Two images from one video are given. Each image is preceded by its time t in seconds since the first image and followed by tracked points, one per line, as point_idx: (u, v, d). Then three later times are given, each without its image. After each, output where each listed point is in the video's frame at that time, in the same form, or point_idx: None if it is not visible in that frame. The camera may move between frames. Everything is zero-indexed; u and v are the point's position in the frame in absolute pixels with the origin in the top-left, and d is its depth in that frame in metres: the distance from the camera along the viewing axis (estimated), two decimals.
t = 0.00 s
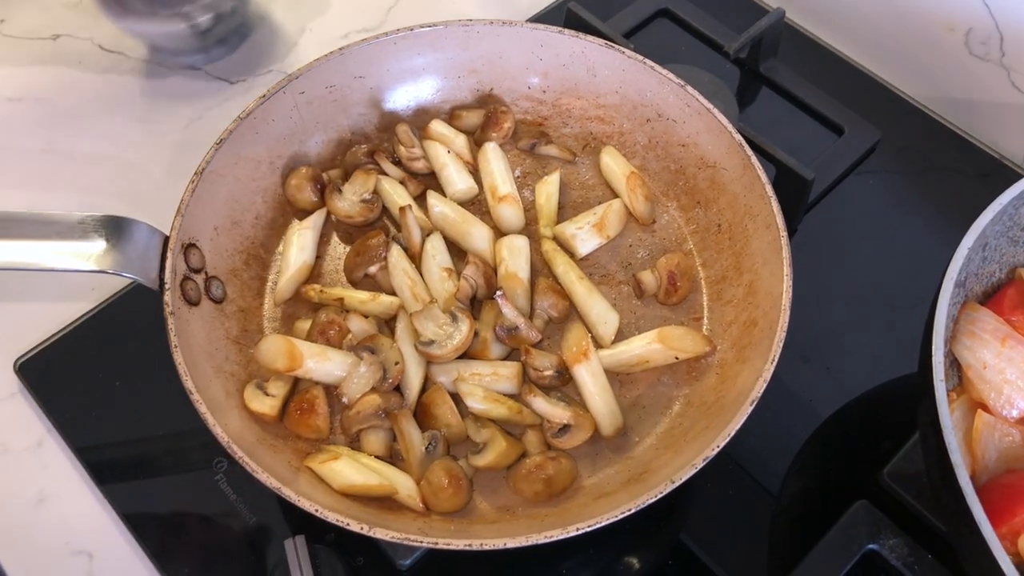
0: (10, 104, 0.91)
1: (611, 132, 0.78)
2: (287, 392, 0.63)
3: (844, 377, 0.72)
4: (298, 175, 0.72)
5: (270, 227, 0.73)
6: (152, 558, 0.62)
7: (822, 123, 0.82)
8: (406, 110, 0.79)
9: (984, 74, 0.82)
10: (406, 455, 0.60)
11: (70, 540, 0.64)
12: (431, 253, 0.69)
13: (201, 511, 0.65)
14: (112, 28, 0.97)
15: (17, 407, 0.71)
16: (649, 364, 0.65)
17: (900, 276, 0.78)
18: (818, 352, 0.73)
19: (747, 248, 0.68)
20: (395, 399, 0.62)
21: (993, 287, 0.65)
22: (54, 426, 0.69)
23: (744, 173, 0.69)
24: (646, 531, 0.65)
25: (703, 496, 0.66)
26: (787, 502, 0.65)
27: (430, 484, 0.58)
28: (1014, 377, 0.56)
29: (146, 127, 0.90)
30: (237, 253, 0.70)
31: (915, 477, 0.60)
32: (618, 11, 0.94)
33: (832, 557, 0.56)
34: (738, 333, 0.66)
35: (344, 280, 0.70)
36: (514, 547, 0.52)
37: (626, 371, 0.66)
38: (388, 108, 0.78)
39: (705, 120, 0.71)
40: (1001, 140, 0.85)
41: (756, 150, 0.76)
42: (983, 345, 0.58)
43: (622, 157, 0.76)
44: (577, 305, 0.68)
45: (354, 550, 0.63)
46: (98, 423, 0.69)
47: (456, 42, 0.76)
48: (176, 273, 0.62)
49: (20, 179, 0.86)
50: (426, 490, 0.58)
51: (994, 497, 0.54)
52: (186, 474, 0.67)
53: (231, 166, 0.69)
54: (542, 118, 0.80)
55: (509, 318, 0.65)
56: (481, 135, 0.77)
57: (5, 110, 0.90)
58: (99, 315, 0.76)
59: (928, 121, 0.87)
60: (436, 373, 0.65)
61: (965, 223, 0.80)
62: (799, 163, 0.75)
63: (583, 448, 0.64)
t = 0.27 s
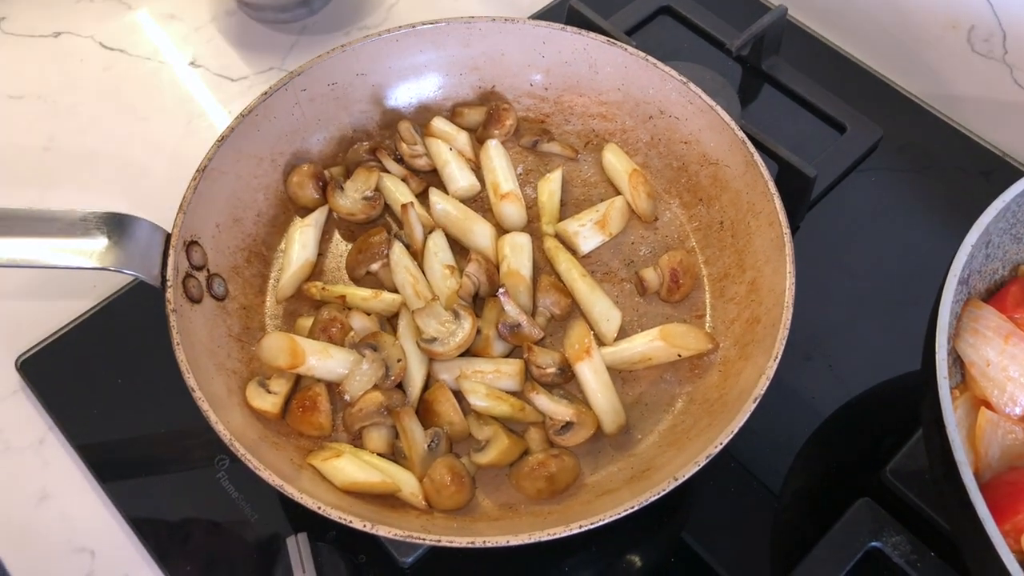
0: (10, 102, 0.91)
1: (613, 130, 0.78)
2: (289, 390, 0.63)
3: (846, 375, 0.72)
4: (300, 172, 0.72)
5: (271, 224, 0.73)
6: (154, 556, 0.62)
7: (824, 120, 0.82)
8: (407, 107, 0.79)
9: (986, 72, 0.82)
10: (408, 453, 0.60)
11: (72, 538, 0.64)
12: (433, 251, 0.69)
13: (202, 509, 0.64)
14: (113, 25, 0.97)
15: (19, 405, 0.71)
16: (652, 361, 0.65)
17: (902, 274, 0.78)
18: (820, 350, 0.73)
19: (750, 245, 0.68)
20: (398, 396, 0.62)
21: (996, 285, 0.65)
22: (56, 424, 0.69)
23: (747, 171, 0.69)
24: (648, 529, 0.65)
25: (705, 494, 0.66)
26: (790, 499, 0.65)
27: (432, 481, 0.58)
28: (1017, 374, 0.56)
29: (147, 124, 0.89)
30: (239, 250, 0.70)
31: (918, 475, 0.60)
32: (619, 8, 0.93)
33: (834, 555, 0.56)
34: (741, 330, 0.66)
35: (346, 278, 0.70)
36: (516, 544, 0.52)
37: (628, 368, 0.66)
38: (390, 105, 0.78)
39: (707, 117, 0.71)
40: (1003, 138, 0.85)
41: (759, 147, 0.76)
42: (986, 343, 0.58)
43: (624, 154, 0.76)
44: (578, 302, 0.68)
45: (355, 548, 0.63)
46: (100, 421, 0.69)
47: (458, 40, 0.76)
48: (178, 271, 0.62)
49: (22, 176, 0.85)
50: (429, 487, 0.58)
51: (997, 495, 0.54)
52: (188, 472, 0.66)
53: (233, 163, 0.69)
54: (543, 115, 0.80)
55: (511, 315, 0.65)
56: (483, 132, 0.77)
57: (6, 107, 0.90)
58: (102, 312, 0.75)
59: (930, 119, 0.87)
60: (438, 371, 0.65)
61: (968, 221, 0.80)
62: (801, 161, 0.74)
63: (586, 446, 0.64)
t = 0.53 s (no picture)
0: (10, 103, 0.91)
1: (612, 131, 0.78)
2: (288, 391, 0.63)
3: (844, 376, 0.72)
4: (299, 174, 0.72)
5: (271, 226, 0.73)
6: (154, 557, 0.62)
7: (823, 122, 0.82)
8: (407, 109, 0.79)
9: (984, 73, 0.82)
10: (407, 454, 0.60)
11: (72, 539, 0.64)
12: (432, 253, 0.69)
13: (203, 509, 0.65)
14: (112, 26, 0.97)
15: (19, 406, 0.71)
16: (650, 363, 0.65)
17: (900, 275, 0.78)
18: (818, 351, 0.74)
19: (748, 247, 0.69)
20: (396, 398, 0.62)
21: (993, 286, 0.65)
22: (57, 425, 0.69)
23: (745, 173, 0.69)
24: (646, 530, 0.66)
25: (703, 495, 0.66)
26: (787, 501, 0.65)
27: (431, 483, 0.58)
28: (1013, 376, 0.56)
29: (146, 126, 0.90)
30: (238, 252, 0.71)
31: (914, 476, 0.60)
32: (618, 9, 0.94)
33: (831, 556, 0.56)
34: (739, 332, 0.66)
35: (345, 280, 0.70)
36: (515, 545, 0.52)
37: (626, 370, 0.66)
38: (390, 107, 0.78)
39: (705, 119, 0.71)
40: (1001, 139, 0.85)
41: (757, 149, 0.76)
42: (983, 345, 0.58)
43: (622, 156, 0.76)
44: (577, 304, 0.69)
45: (355, 549, 0.63)
46: (100, 422, 0.69)
47: (457, 42, 0.77)
48: (177, 273, 0.62)
49: (22, 177, 0.86)
50: (428, 489, 0.58)
51: (993, 496, 0.54)
52: (188, 473, 0.67)
53: (232, 166, 0.70)
54: (542, 117, 0.80)
55: (510, 317, 0.66)
56: (482, 134, 0.77)
57: (7, 109, 0.90)
58: (102, 314, 0.76)
59: (928, 121, 0.87)
60: (437, 372, 0.65)
61: (965, 222, 0.80)
62: (799, 162, 0.75)
63: (584, 447, 0.64)
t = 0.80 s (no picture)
0: (10, 104, 0.91)
1: (612, 132, 0.78)
2: (289, 392, 0.63)
3: (844, 377, 0.72)
4: (300, 174, 0.72)
5: (271, 226, 0.73)
6: (155, 559, 0.62)
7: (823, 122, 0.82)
8: (407, 109, 0.79)
9: (984, 74, 0.82)
10: (408, 456, 0.60)
11: (73, 539, 0.64)
12: (432, 254, 0.69)
13: (203, 510, 0.65)
14: (113, 26, 0.97)
15: (20, 407, 0.71)
16: (650, 364, 0.65)
17: (900, 276, 0.78)
18: (818, 352, 0.74)
19: (748, 248, 0.69)
20: (396, 399, 0.62)
21: (994, 287, 0.65)
22: (57, 425, 0.69)
23: (745, 174, 0.69)
24: (646, 530, 0.66)
25: (703, 495, 0.66)
26: (787, 501, 0.65)
27: (432, 484, 0.58)
28: (1013, 377, 0.56)
29: (147, 126, 0.90)
30: (239, 253, 0.71)
31: (915, 477, 0.60)
32: (619, 10, 0.94)
33: (831, 557, 0.56)
34: (739, 333, 0.66)
35: (346, 280, 0.70)
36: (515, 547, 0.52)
37: (627, 371, 0.66)
38: (390, 107, 0.78)
39: (706, 120, 0.71)
40: (1001, 140, 0.85)
41: (757, 150, 0.76)
42: (983, 346, 0.58)
43: (623, 157, 0.76)
44: (577, 305, 0.69)
45: (356, 550, 0.63)
46: (100, 423, 0.69)
47: (458, 42, 0.76)
48: (178, 274, 0.62)
49: (22, 177, 0.86)
50: (428, 490, 0.58)
51: (994, 498, 0.54)
52: (189, 473, 0.67)
53: (233, 167, 0.70)
54: (543, 118, 0.80)
55: (510, 318, 0.66)
56: (482, 134, 0.77)
57: (7, 109, 0.90)
58: (103, 314, 0.76)
59: (928, 121, 0.87)
60: (438, 373, 0.65)
61: (966, 222, 0.80)
62: (800, 163, 0.75)
63: (584, 448, 0.64)
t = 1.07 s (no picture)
0: (10, 104, 0.91)
1: (612, 133, 0.78)
2: (289, 393, 0.63)
3: (844, 377, 0.72)
4: (300, 175, 0.72)
5: (271, 227, 0.73)
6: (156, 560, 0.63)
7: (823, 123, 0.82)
8: (407, 110, 0.79)
9: (983, 74, 0.82)
10: (408, 456, 0.60)
11: (73, 540, 0.64)
12: (432, 255, 0.69)
13: (204, 511, 0.65)
14: (113, 27, 0.97)
15: (20, 407, 0.71)
16: (650, 364, 0.65)
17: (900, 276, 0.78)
18: (818, 352, 0.74)
19: (748, 249, 0.69)
20: (396, 400, 0.62)
21: (993, 288, 0.65)
22: (58, 425, 0.69)
23: (745, 174, 0.69)
24: (646, 531, 0.66)
25: (703, 496, 0.67)
26: (787, 501, 0.65)
27: (431, 484, 0.58)
28: (1013, 377, 0.56)
29: (146, 127, 0.90)
30: (239, 254, 0.71)
31: (914, 478, 0.61)
32: (619, 10, 0.94)
33: (830, 557, 0.56)
34: (739, 334, 0.66)
35: (346, 281, 0.70)
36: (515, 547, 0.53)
37: (626, 371, 0.66)
38: (390, 108, 0.78)
39: (705, 121, 0.72)
40: (1000, 140, 0.85)
41: (757, 150, 0.76)
42: (983, 346, 0.58)
43: (622, 157, 0.76)
44: (577, 306, 0.69)
45: (356, 550, 0.64)
46: (101, 423, 0.69)
47: (458, 43, 0.77)
48: (178, 275, 0.62)
49: (22, 178, 0.86)
50: (428, 490, 0.58)
51: (993, 498, 0.54)
52: (189, 474, 0.67)
53: (233, 168, 0.70)
54: (542, 118, 0.80)
55: (510, 319, 0.66)
56: (482, 135, 0.77)
57: (7, 110, 0.90)
58: (103, 314, 0.76)
59: (928, 121, 0.87)
60: (438, 374, 0.65)
61: (965, 222, 0.80)
62: (799, 164, 0.75)
63: (584, 448, 0.64)
